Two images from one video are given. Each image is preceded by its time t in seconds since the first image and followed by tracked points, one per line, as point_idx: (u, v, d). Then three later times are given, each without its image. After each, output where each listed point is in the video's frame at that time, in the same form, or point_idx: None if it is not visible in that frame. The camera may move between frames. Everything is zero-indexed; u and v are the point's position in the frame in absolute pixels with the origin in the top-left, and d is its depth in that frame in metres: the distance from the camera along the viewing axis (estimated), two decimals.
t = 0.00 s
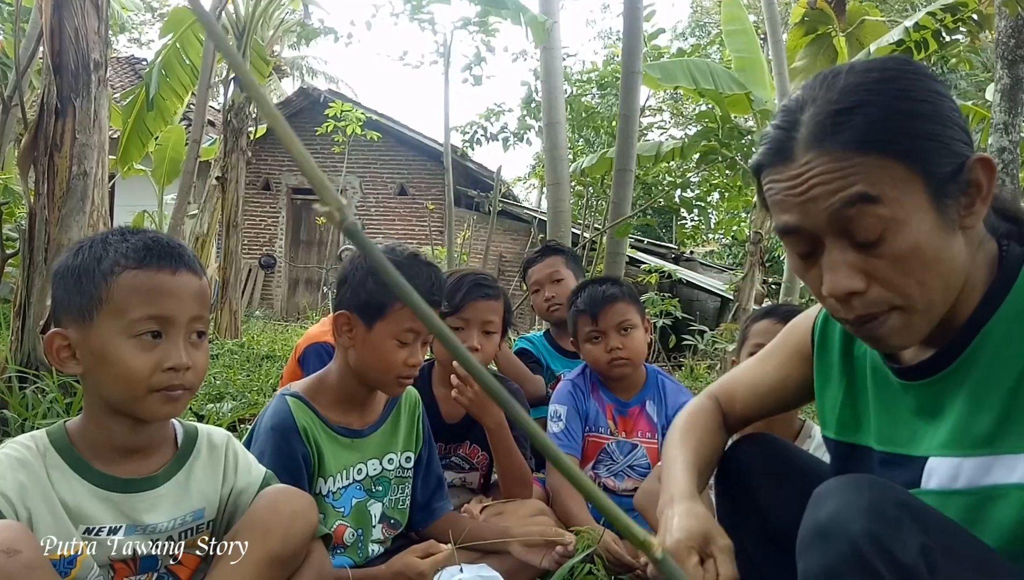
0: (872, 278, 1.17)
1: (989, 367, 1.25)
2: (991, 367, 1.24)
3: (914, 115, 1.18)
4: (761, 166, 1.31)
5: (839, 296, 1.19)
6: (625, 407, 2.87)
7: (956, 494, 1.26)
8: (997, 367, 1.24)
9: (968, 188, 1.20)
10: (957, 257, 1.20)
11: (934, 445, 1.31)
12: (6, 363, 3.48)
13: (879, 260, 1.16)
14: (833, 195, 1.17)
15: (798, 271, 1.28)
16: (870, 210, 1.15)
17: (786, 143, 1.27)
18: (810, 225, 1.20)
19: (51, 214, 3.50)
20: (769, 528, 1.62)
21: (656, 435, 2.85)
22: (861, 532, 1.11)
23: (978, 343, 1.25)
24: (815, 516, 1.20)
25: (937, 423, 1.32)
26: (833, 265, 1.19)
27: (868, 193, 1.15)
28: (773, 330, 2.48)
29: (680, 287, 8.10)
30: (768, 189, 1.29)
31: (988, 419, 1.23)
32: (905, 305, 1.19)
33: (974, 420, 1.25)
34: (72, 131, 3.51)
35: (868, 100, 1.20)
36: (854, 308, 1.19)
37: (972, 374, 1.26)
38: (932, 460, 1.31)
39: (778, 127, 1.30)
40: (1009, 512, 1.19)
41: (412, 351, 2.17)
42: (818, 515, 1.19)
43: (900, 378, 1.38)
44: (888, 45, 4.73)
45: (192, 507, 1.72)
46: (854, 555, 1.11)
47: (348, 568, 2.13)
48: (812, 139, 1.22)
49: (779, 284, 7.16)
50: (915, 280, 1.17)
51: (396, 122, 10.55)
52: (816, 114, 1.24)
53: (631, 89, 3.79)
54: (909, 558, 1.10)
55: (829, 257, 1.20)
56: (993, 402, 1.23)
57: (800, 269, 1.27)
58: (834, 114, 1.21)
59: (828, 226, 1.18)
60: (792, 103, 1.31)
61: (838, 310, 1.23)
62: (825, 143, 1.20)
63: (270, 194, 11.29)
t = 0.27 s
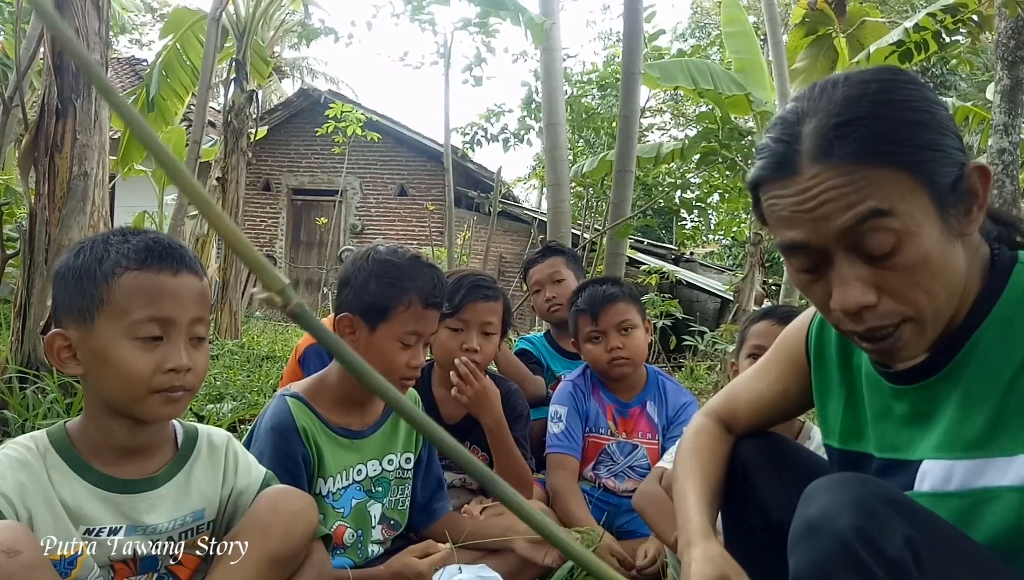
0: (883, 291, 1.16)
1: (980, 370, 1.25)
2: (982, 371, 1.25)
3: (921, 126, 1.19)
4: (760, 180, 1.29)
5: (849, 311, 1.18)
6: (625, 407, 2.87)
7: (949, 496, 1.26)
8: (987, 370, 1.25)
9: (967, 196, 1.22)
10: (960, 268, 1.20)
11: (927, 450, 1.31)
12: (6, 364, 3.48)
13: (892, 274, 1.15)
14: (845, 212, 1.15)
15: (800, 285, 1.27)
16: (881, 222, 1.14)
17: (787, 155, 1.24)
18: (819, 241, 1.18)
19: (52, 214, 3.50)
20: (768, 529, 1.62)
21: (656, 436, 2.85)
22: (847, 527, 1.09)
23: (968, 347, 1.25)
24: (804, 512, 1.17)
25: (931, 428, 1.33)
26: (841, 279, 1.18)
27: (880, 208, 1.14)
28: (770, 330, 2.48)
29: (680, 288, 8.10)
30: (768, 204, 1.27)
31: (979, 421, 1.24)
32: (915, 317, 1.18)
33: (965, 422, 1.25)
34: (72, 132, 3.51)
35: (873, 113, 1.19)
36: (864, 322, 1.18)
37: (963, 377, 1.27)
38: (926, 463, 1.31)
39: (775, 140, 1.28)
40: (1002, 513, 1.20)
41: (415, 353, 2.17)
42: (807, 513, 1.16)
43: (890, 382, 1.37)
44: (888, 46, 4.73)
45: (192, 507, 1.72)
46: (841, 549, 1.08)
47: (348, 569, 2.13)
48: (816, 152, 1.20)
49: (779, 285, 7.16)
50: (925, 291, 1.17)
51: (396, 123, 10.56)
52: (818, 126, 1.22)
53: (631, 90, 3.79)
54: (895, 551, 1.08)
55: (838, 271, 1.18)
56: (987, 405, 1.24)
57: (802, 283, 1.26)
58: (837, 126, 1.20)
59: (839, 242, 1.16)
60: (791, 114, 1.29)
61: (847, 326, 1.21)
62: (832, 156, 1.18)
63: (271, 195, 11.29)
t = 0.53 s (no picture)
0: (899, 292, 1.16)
1: (979, 367, 1.25)
2: (982, 367, 1.25)
3: (932, 124, 1.19)
4: (765, 182, 1.27)
5: (865, 315, 1.18)
6: (625, 407, 2.87)
7: (953, 492, 1.26)
8: (986, 366, 1.25)
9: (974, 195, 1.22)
10: (965, 266, 1.20)
11: (927, 448, 1.31)
12: (6, 363, 3.48)
13: (909, 275, 1.15)
14: (861, 215, 1.14)
15: (809, 291, 1.27)
16: (897, 224, 1.14)
17: (797, 157, 1.22)
18: (837, 246, 1.17)
19: (52, 214, 3.50)
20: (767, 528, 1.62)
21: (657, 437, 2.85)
22: (846, 528, 1.08)
23: (970, 343, 1.25)
24: (802, 514, 1.17)
25: (930, 426, 1.32)
26: (856, 282, 1.17)
27: (898, 210, 1.14)
28: (769, 329, 2.48)
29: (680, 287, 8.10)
30: (777, 208, 1.25)
31: (978, 417, 1.24)
32: (931, 315, 1.19)
33: (963, 420, 1.25)
34: (72, 132, 3.51)
35: (886, 113, 1.19)
36: (881, 324, 1.18)
37: (964, 374, 1.26)
38: (926, 461, 1.30)
39: (780, 140, 1.26)
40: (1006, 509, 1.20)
41: (419, 352, 2.19)
42: (806, 513, 1.16)
43: (889, 382, 1.37)
44: (888, 46, 4.73)
45: (192, 508, 1.72)
46: (841, 551, 1.08)
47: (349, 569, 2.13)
48: (828, 154, 1.19)
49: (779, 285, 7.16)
50: (939, 290, 1.17)
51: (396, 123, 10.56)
52: (828, 127, 1.21)
53: (631, 89, 3.79)
54: (894, 552, 1.08)
55: (852, 273, 1.18)
56: (986, 401, 1.24)
57: (812, 287, 1.25)
58: (848, 126, 1.19)
59: (857, 246, 1.15)
60: (797, 114, 1.28)
61: (858, 325, 1.21)
62: (846, 157, 1.17)
63: (271, 195, 11.29)
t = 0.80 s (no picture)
0: (904, 288, 1.16)
1: (977, 364, 1.25)
2: (980, 363, 1.25)
3: (938, 119, 1.19)
4: (772, 173, 1.27)
5: (869, 310, 1.18)
6: (626, 408, 2.87)
7: (954, 490, 1.26)
8: (984, 362, 1.24)
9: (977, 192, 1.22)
10: (968, 263, 1.20)
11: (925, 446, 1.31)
12: (6, 364, 3.48)
13: (914, 270, 1.15)
14: (869, 208, 1.15)
15: (813, 286, 1.27)
16: (905, 220, 1.14)
17: (805, 147, 1.22)
18: (845, 239, 1.17)
19: (52, 214, 3.50)
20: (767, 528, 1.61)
21: (657, 437, 2.85)
22: (845, 528, 1.09)
23: (968, 340, 1.25)
24: (801, 515, 1.17)
25: (928, 424, 1.32)
26: (863, 277, 1.18)
27: (907, 203, 1.14)
28: (769, 328, 2.48)
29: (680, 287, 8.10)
30: (781, 199, 1.25)
31: (976, 414, 1.24)
32: (935, 312, 1.19)
33: (963, 416, 1.25)
34: (72, 132, 3.51)
35: (894, 106, 1.19)
36: (885, 319, 1.18)
37: (962, 371, 1.26)
38: (926, 459, 1.30)
39: (787, 132, 1.26)
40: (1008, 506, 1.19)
41: (420, 353, 2.19)
42: (804, 514, 1.17)
43: (886, 381, 1.37)
44: (888, 46, 4.73)
45: (191, 508, 1.72)
46: (840, 552, 1.08)
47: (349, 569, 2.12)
48: (838, 143, 1.19)
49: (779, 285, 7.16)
50: (944, 286, 1.17)
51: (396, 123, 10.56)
52: (837, 119, 1.20)
53: (631, 89, 3.79)
54: (893, 553, 1.08)
55: (858, 268, 1.18)
56: (984, 397, 1.24)
57: (815, 283, 1.25)
58: (859, 118, 1.19)
59: (864, 239, 1.16)
60: (804, 105, 1.27)
61: (861, 321, 1.21)
62: (854, 147, 1.17)
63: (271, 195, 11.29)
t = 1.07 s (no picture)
0: (903, 285, 1.16)
1: (976, 364, 1.25)
2: (979, 363, 1.25)
3: (944, 115, 1.19)
4: (775, 165, 1.26)
5: (864, 305, 1.18)
6: (626, 407, 2.87)
7: (953, 489, 1.26)
8: (984, 362, 1.24)
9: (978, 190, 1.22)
10: (968, 262, 1.20)
11: (923, 446, 1.30)
12: (6, 364, 3.48)
13: (913, 266, 1.15)
14: (870, 203, 1.15)
15: (811, 281, 1.27)
16: (906, 217, 1.13)
17: (808, 140, 1.22)
18: (845, 234, 1.17)
19: (51, 214, 3.50)
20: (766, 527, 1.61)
21: (657, 435, 2.85)
22: (844, 527, 1.09)
23: (967, 339, 1.25)
24: (800, 513, 1.17)
25: (926, 423, 1.32)
26: (863, 272, 1.17)
27: (909, 199, 1.13)
28: (766, 328, 2.48)
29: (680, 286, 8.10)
30: (784, 192, 1.25)
31: (975, 414, 1.24)
32: (931, 312, 1.19)
33: (961, 416, 1.25)
34: (72, 132, 3.51)
35: (901, 99, 1.19)
36: (883, 315, 1.18)
37: (961, 371, 1.26)
38: (924, 459, 1.30)
39: (792, 124, 1.25)
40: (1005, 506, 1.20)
41: (418, 352, 2.19)
42: (803, 513, 1.17)
43: (885, 381, 1.37)
44: (888, 44, 4.72)
45: (191, 508, 1.72)
46: (838, 551, 1.08)
47: (348, 569, 2.12)
48: (842, 135, 1.18)
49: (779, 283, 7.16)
50: (943, 284, 1.17)
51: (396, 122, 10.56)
52: (841, 111, 1.20)
53: (630, 87, 3.79)
54: (892, 552, 1.08)
55: (858, 264, 1.18)
56: (983, 396, 1.23)
57: (813, 278, 1.25)
58: (866, 110, 1.18)
59: (864, 233, 1.16)
60: (810, 98, 1.27)
61: (858, 318, 1.21)
62: (859, 140, 1.17)
63: (270, 194, 11.29)
